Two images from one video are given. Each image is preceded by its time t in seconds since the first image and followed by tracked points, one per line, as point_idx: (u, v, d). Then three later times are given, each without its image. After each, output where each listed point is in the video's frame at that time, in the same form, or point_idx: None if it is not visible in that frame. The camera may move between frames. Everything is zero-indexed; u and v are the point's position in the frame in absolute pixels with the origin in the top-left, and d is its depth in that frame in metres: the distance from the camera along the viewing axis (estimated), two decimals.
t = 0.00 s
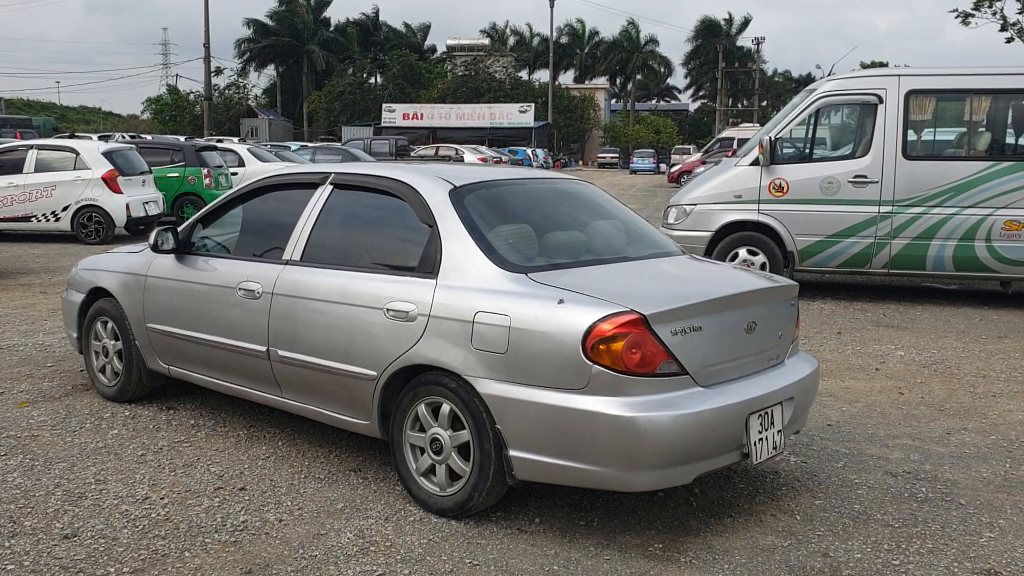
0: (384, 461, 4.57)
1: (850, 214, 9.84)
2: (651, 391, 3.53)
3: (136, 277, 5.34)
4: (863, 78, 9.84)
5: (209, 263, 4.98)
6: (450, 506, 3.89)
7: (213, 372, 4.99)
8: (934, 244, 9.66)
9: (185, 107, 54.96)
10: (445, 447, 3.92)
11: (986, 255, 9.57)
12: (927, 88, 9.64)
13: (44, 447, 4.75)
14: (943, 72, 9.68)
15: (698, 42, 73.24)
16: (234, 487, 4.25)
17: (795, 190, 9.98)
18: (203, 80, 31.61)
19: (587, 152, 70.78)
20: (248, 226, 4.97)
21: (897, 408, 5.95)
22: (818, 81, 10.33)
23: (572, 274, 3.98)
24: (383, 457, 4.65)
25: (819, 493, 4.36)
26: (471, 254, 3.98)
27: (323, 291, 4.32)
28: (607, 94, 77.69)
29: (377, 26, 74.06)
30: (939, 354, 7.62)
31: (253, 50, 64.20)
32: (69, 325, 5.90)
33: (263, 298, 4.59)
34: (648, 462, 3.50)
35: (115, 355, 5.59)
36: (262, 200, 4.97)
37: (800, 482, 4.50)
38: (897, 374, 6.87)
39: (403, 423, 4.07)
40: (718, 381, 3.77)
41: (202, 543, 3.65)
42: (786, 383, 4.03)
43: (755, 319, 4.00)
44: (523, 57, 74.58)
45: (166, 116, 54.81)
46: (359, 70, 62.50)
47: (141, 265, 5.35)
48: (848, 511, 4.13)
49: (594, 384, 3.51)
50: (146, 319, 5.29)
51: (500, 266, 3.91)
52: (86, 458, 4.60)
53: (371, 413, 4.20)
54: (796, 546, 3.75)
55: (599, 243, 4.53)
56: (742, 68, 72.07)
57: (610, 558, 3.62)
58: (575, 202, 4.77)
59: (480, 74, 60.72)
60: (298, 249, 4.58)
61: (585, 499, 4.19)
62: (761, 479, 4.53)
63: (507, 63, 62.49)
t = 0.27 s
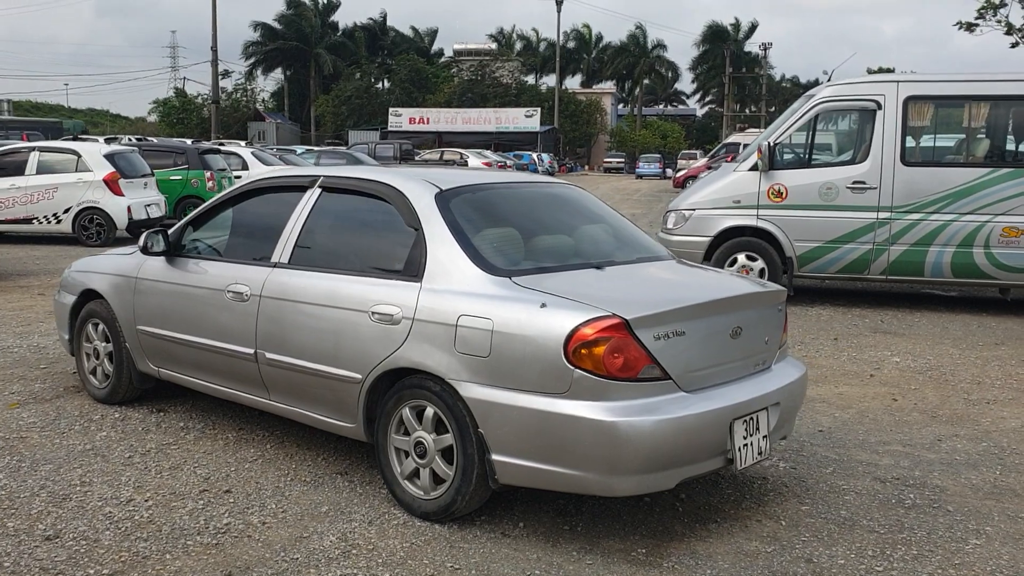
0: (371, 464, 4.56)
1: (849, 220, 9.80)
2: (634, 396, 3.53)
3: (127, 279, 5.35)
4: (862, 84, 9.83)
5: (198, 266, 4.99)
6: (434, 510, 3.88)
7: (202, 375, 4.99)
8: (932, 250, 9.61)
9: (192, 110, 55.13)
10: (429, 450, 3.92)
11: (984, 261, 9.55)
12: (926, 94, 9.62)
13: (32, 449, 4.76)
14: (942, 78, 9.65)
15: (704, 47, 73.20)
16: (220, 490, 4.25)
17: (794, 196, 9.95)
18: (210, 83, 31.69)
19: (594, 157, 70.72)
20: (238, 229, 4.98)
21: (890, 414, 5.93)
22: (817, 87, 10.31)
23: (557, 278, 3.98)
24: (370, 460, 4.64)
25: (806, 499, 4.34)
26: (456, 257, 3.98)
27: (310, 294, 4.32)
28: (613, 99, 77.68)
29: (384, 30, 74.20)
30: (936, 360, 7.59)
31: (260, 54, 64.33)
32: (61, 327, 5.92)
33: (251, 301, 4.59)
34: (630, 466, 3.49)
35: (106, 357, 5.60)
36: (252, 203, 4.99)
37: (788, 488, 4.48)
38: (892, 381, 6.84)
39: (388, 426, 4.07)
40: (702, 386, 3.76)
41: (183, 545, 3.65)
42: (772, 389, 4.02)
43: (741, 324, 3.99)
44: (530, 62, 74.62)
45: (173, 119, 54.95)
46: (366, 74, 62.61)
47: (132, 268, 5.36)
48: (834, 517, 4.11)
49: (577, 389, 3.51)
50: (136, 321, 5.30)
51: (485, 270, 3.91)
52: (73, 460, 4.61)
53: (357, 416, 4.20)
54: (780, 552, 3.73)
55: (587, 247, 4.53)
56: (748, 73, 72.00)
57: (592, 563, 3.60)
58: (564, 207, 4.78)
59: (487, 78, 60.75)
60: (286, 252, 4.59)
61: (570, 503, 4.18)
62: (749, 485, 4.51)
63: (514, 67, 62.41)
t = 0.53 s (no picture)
0: (354, 471, 4.58)
1: (843, 230, 9.73)
2: (610, 403, 3.54)
3: (116, 285, 5.39)
4: (856, 94, 9.78)
5: (185, 272, 5.02)
6: (413, 516, 3.90)
7: (188, 381, 5.02)
8: (927, 260, 9.54)
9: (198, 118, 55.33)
10: (409, 457, 3.93)
11: (978, 271, 9.47)
12: (920, 104, 9.55)
13: (18, 454, 4.79)
14: (936, 88, 9.59)
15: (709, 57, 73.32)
16: (202, 495, 4.27)
17: (789, 206, 9.88)
18: (214, 91, 31.79)
19: (598, 166, 70.78)
20: (225, 236, 5.01)
21: (877, 424, 5.93)
22: (811, 97, 10.27)
23: (537, 285, 4.00)
24: (354, 467, 4.66)
25: (787, 508, 4.35)
26: (436, 265, 4.01)
27: (293, 301, 4.35)
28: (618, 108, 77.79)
29: (390, 39, 74.45)
30: (927, 370, 7.59)
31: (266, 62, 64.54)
32: (51, 333, 5.95)
33: (236, 308, 4.62)
34: (605, 474, 3.51)
35: (95, 363, 5.63)
36: (239, 210, 5.02)
37: (769, 496, 4.49)
38: (882, 391, 6.84)
39: (369, 433, 4.09)
40: (680, 394, 3.78)
41: (162, 550, 3.67)
42: (751, 397, 4.03)
43: (719, 333, 4.01)
44: (535, 71, 74.79)
45: (179, 126, 55.13)
46: (371, 83, 62.79)
47: (121, 274, 5.40)
48: (813, 526, 4.12)
49: (553, 396, 3.53)
50: (124, 327, 5.33)
51: (465, 277, 3.94)
52: (58, 465, 4.63)
53: (338, 423, 4.22)
54: (757, 561, 3.74)
55: (570, 255, 4.55)
56: (753, 83, 72.09)
57: (568, 570, 3.62)
58: (548, 215, 4.80)
59: (491, 87, 60.87)
60: (271, 258, 4.63)
61: (550, 511, 4.19)
62: (730, 493, 4.52)
63: (518, 76, 62.67)
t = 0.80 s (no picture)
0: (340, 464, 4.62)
1: (840, 236, 9.65)
2: (591, 401, 3.57)
3: (110, 277, 5.43)
4: (856, 100, 9.71)
5: (178, 265, 5.06)
6: (396, 510, 3.93)
7: (179, 373, 5.06)
8: (923, 267, 9.45)
9: (206, 113, 55.41)
10: (392, 451, 3.97)
11: (975, 279, 9.36)
12: (919, 111, 9.48)
13: (9, 441, 4.84)
14: (935, 95, 9.51)
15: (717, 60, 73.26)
16: (188, 486, 4.31)
17: (787, 211, 9.81)
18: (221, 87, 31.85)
19: (604, 168, 70.76)
20: (218, 230, 5.05)
21: (865, 428, 5.95)
22: (811, 102, 10.20)
23: (523, 283, 4.03)
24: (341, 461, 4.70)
25: (768, 509, 4.37)
26: (423, 261, 4.05)
27: (282, 295, 4.39)
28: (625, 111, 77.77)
29: (398, 38, 74.53)
30: (919, 377, 7.61)
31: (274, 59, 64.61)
32: (46, 323, 6.00)
33: (226, 301, 4.66)
34: (585, 471, 3.54)
35: (88, 353, 5.67)
36: (233, 204, 5.06)
37: (752, 497, 4.52)
38: (873, 395, 6.86)
39: (354, 427, 4.13)
40: (662, 393, 3.81)
41: (145, 539, 3.71)
42: (734, 398, 4.06)
43: (703, 333, 4.04)
44: (543, 72, 74.80)
45: (186, 121, 55.23)
46: (379, 81, 62.84)
47: (115, 266, 5.44)
48: (793, 527, 4.15)
49: (534, 393, 3.56)
50: (117, 319, 5.37)
51: (451, 274, 3.97)
52: (48, 453, 4.68)
53: (324, 416, 4.26)
54: (735, 560, 3.77)
55: (559, 254, 4.59)
56: (761, 87, 72.03)
57: (546, 566, 3.65)
58: (538, 214, 4.84)
59: (499, 87, 60.89)
60: (263, 252, 4.67)
61: (533, 507, 4.22)
62: (713, 494, 4.55)
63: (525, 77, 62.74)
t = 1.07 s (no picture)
0: (337, 463, 4.65)
1: (840, 238, 9.65)
2: (584, 402, 3.60)
3: (110, 276, 5.47)
4: (856, 102, 9.69)
5: (177, 264, 5.10)
6: (390, 509, 3.96)
7: (178, 371, 5.10)
8: (923, 270, 9.46)
9: (211, 112, 55.48)
10: (388, 450, 4.00)
11: (974, 282, 9.36)
12: (920, 114, 9.47)
13: (8, 439, 4.87)
14: (935, 98, 9.50)
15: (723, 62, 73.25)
16: (185, 483, 4.34)
17: (787, 213, 9.80)
18: (227, 86, 31.90)
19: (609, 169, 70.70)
20: (216, 230, 5.09)
21: (862, 430, 5.97)
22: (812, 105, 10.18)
23: (518, 284, 4.06)
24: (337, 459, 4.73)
25: (762, 510, 4.39)
26: (420, 262, 4.08)
27: (280, 294, 4.42)
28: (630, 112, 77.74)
29: (403, 38, 74.56)
30: (917, 379, 7.62)
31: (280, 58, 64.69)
32: (47, 322, 6.04)
33: (225, 300, 4.69)
34: (577, 471, 3.56)
35: (89, 351, 5.71)
36: (232, 205, 5.10)
37: (745, 498, 4.54)
38: (871, 397, 6.87)
39: (350, 426, 4.15)
40: (655, 394, 3.84)
41: (142, 536, 3.74)
42: (728, 400, 4.08)
43: (697, 335, 4.06)
44: (548, 72, 74.77)
45: (192, 120, 55.32)
46: (384, 81, 62.88)
47: (115, 265, 5.48)
48: (786, 528, 4.17)
49: (527, 393, 3.59)
50: (117, 317, 5.41)
51: (447, 275, 4.00)
52: (46, 450, 4.71)
53: (321, 415, 4.29)
54: (727, 560, 3.79)
55: (556, 255, 4.61)
56: (766, 89, 71.96)
57: (538, 565, 3.68)
58: (535, 216, 4.86)
59: (504, 88, 60.91)
60: (261, 252, 4.70)
61: (527, 507, 4.25)
62: (708, 494, 4.57)
63: (530, 77, 62.74)
